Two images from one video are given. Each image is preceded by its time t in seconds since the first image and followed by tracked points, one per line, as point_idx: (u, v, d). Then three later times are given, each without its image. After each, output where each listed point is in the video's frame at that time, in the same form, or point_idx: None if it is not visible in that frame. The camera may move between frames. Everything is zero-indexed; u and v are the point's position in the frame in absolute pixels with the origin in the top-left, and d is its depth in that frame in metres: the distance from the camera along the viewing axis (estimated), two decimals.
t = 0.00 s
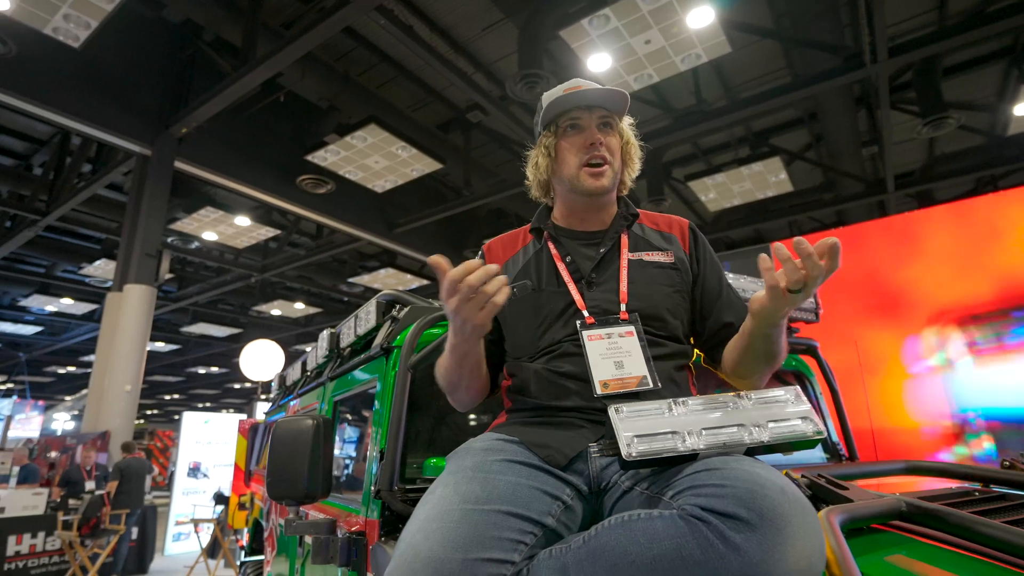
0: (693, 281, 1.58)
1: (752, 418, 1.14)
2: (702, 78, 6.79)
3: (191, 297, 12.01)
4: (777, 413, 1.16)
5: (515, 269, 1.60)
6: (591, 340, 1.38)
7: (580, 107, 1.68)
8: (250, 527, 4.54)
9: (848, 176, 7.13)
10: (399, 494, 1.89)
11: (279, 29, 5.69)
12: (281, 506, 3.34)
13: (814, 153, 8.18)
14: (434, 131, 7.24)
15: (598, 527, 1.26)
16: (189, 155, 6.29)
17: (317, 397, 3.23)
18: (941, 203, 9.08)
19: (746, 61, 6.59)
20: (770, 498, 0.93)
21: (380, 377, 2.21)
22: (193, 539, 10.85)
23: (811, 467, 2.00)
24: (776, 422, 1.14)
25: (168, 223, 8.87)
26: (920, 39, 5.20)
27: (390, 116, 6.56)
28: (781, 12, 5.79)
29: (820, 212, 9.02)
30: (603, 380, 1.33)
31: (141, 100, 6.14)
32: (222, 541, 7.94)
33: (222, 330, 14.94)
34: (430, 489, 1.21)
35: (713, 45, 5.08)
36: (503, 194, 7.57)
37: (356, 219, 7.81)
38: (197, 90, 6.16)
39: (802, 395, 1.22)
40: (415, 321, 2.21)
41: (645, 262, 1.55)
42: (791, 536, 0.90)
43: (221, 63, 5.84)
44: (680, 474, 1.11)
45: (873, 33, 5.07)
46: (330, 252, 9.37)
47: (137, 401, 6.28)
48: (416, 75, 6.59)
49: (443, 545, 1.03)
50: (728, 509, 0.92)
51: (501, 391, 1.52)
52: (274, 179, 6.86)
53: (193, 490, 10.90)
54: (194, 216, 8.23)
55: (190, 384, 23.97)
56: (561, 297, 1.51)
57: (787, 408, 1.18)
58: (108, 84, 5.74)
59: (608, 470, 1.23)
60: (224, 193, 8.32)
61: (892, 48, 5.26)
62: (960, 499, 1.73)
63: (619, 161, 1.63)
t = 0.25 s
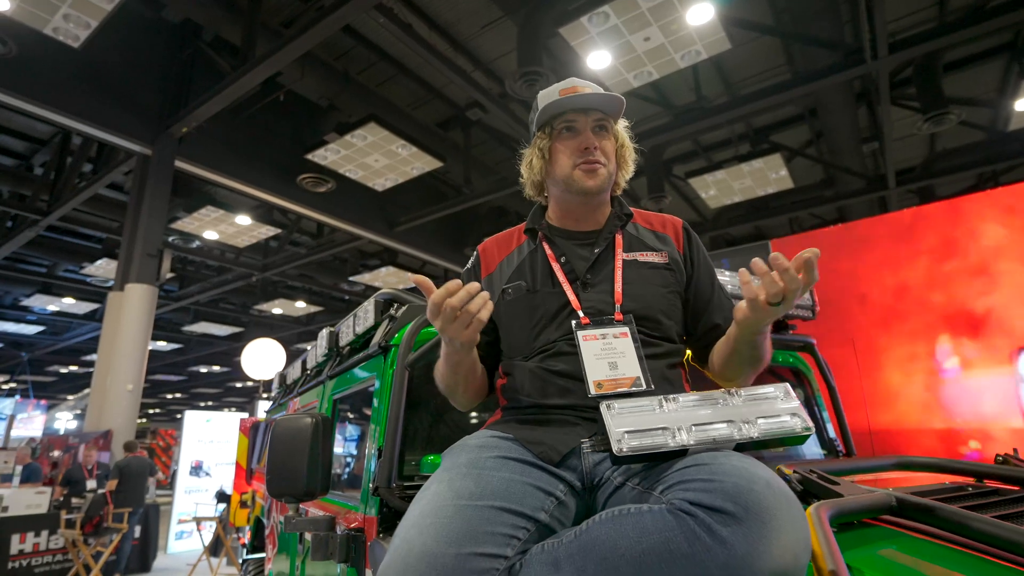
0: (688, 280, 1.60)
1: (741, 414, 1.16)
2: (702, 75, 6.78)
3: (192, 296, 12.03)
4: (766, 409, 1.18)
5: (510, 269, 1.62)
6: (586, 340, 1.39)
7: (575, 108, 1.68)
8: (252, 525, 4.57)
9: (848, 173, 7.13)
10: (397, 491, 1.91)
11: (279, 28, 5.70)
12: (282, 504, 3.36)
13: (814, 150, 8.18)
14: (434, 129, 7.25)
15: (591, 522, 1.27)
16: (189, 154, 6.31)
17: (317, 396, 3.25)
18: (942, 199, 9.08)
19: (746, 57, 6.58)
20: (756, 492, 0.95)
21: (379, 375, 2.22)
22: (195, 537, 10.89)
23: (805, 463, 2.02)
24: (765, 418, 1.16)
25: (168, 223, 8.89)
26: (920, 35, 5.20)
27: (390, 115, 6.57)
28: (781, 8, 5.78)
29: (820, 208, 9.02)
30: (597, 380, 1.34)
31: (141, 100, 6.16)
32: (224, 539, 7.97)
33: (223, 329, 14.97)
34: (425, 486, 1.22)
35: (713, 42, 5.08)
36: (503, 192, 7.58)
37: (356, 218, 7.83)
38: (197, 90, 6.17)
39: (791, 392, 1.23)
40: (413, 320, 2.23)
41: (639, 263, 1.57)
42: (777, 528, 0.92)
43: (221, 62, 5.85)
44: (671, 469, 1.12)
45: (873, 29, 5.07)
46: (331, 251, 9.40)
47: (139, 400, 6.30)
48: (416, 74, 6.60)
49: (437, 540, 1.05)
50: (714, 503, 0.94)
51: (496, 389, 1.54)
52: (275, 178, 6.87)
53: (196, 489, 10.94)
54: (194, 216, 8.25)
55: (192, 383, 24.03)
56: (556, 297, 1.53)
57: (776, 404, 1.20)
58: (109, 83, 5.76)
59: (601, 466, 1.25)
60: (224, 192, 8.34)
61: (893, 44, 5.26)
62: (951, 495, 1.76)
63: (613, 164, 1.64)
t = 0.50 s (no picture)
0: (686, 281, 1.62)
1: (735, 411, 1.18)
2: (701, 71, 6.79)
3: (194, 297, 12.06)
4: (760, 406, 1.19)
5: (507, 269, 1.63)
6: (581, 343, 1.40)
7: (561, 121, 1.64)
8: (256, 525, 4.59)
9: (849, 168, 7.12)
10: (398, 489, 1.93)
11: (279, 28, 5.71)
12: (285, 503, 3.38)
13: (815, 145, 8.18)
14: (434, 128, 7.26)
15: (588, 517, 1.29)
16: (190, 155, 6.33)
17: (318, 395, 3.28)
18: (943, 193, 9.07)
19: (746, 53, 6.58)
20: (748, 488, 0.96)
21: (379, 375, 2.24)
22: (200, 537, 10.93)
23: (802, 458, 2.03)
24: (758, 415, 1.18)
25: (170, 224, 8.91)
26: (919, 29, 5.21)
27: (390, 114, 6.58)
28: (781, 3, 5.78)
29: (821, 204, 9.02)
30: (591, 383, 1.35)
31: (141, 101, 6.18)
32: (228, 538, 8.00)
33: (225, 330, 15.00)
34: (425, 483, 1.24)
35: (712, 38, 5.08)
36: (504, 191, 7.60)
37: (357, 218, 7.85)
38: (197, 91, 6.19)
39: (784, 388, 1.25)
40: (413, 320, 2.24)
41: (636, 264, 1.58)
42: (769, 523, 0.93)
43: (221, 64, 5.87)
44: (665, 465, 1.14)
45: (873, 23, 5.07)
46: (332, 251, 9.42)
47: (142, 401, 6.33)
48: (415, 73, 6.61)
49: (436, 537, 1.07)
50: (707, 499, 0.96)
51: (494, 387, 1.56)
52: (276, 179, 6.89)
53: (200, 489, 10.98)
54: (196, 217, 8.27)
55: (195, 384, 24.08)
56: (553, 298, 1.54)
57: (770, 401, 1.21)
58: (109, 86, 5.78)
59: (597, 463, 1.27)
60: (225, 192, 8.36)
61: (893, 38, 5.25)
62: (946, 489, 1.78)
63: (598, 181, 1.60)
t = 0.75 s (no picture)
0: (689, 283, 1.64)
1: (735, 406, 1.19)
2: (705, 66, 6.77)
3: (199, 293, 12.12)
4: (759, 401, 1.21)
5: (510, 265, 1.64)
6: (583, 341, 1.41)
7: (570, 118, 1.62)
8: (261, 518, 4.63)
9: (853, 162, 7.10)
10: (401, 482, 1.95)
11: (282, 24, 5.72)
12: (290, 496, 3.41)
13: (819, 139, 8.14)
14: (437, 123, 7.27)
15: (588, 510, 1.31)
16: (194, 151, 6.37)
17: (323, 390, 3.30)
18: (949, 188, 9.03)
19: (750, 47, 6.56)
20: (744, 481, 0.98)
21: (382, 369, 2.26)
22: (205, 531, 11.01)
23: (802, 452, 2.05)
24: (756, 410, 1.19)
25: (175, 220, 8.95)
26: (924, 23, 5.18)
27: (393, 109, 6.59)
28: None
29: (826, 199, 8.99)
30: (592, 380, 1.36)
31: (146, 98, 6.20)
32: (234, 532, 8.06)
33: (230, 326, 15.06)
34: (426, 476, 1.26)
35: (716, 32, 5.06)
36: (507, 186, 7.60)
37: (361, 214, 7.87)
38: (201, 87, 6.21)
39: (784, 383, 1.26)
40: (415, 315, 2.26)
41: (639, 263, 1.59)
42: (765, 515, 0.95)
43: (225, 60, 5.88)
44: (664, 458, 1.15)
45: (878, 17, 5.05)
46: (336, 246, 9.45)
47: (148, 396, 6.38)
48: (418, 68, 6.61)
49: (438, 528, 1.08)
50: (704, 491, 0.97)
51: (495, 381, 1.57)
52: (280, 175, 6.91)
53: (205, 483, 11.06)
54: (201, 213, 8.30)
55: (200, 379, 24.20)
56: (556, 295, 1.55)
57: (769, 396, 1.22)
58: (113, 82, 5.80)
59: (597, 456, 1.29)
60: (229, 188, 8.39)
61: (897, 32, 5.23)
62: (944, 483, 1.79)
63: (607, 178, 1.61)
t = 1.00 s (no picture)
0: (696, 278, 1.63)
1: (741, 397, 1.18)
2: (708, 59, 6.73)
3: (201, 287, 12.13)
4: (765, 393, 1.20)
5: (515, 256, 1.63)
6: (587, 334, 1.41)
7: (581, 111, 1.61)
8: (264, 511, 4.65)
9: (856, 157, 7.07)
10: (404, 474, 1.95)
11: (283, 17, 5.70)
12: (292, 489, 3.42)
13: (822, 133, 8.11)
14: (439, 117, 7.24)
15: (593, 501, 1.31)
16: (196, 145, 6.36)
17: (325, 383, 3.30)
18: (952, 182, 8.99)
19: (753, 40, 6.53)
20: (750, 472, 0.98)
21: (385, 362, 2.26)
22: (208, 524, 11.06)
23: (805, 445, 2.05)
24: (762, 402, 1.19)
25: (176, 214, 8.94)
26: (929, 16, 5.15)
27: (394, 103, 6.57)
28: None
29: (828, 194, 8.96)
30: (596, 374, 1.36)
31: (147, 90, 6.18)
32: (237, 524, 8.09)
33: (232, 320, 15.08)
34: (431, 467, 1.26)
35: (719, 26, 5.04)
36: (509, 180, 7.58)
37: (363, 208, 7.86)
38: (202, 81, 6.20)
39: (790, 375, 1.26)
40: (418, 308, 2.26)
41: (645, 257, 1.58)
42: (772, 506, 0.95)
43: (225, 53, 5.86)
44: (670, 450, 1.15)
45: (882, 10, 5.02)
46: (337, 240, 9.44)
47: (151, 389, 6.39)
48: (419, 61, 6.59)
49: (444, 518, 1.08)
50: (710, 482, 0.98)
51: (500, 373, 1.57)
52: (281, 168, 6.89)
53: (208, 476, 11.10)
54: (202, 207, 8.30)
55: (202, 373, 24.25)
56: (560, 288, 1.55)
57: (775, 388, 1.22)
58: (114, 75, 5.79)
59: (602, 447, 1.29)
60: (231, 182, 8.39)
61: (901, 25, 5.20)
62: (948, 475, 1.78)
63: (616, 172, 1.61)
